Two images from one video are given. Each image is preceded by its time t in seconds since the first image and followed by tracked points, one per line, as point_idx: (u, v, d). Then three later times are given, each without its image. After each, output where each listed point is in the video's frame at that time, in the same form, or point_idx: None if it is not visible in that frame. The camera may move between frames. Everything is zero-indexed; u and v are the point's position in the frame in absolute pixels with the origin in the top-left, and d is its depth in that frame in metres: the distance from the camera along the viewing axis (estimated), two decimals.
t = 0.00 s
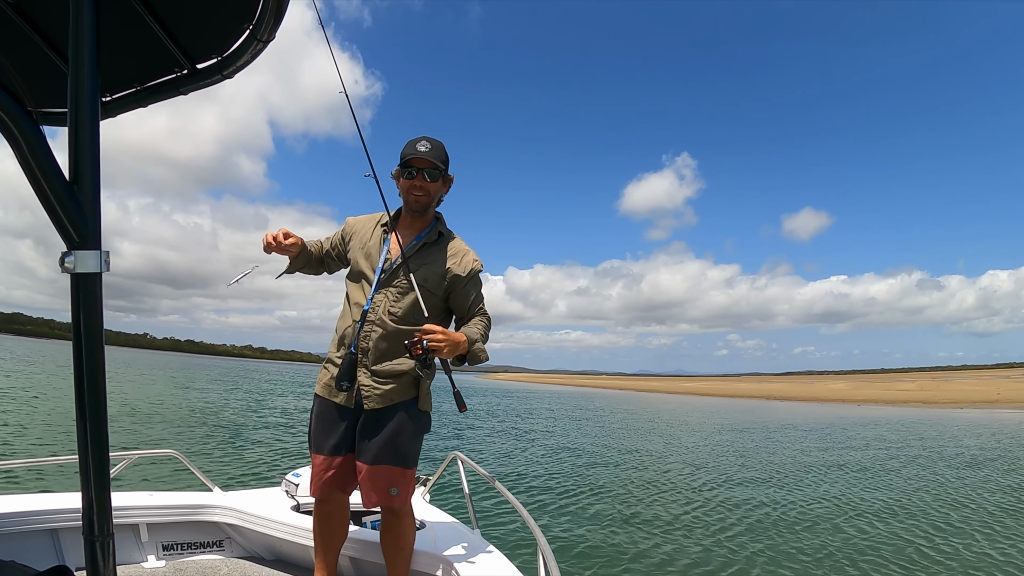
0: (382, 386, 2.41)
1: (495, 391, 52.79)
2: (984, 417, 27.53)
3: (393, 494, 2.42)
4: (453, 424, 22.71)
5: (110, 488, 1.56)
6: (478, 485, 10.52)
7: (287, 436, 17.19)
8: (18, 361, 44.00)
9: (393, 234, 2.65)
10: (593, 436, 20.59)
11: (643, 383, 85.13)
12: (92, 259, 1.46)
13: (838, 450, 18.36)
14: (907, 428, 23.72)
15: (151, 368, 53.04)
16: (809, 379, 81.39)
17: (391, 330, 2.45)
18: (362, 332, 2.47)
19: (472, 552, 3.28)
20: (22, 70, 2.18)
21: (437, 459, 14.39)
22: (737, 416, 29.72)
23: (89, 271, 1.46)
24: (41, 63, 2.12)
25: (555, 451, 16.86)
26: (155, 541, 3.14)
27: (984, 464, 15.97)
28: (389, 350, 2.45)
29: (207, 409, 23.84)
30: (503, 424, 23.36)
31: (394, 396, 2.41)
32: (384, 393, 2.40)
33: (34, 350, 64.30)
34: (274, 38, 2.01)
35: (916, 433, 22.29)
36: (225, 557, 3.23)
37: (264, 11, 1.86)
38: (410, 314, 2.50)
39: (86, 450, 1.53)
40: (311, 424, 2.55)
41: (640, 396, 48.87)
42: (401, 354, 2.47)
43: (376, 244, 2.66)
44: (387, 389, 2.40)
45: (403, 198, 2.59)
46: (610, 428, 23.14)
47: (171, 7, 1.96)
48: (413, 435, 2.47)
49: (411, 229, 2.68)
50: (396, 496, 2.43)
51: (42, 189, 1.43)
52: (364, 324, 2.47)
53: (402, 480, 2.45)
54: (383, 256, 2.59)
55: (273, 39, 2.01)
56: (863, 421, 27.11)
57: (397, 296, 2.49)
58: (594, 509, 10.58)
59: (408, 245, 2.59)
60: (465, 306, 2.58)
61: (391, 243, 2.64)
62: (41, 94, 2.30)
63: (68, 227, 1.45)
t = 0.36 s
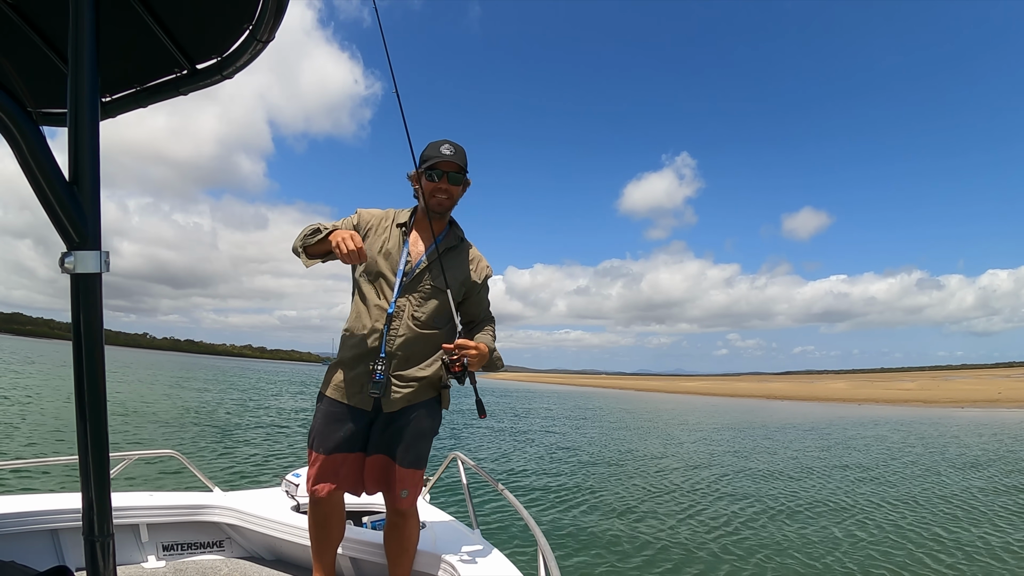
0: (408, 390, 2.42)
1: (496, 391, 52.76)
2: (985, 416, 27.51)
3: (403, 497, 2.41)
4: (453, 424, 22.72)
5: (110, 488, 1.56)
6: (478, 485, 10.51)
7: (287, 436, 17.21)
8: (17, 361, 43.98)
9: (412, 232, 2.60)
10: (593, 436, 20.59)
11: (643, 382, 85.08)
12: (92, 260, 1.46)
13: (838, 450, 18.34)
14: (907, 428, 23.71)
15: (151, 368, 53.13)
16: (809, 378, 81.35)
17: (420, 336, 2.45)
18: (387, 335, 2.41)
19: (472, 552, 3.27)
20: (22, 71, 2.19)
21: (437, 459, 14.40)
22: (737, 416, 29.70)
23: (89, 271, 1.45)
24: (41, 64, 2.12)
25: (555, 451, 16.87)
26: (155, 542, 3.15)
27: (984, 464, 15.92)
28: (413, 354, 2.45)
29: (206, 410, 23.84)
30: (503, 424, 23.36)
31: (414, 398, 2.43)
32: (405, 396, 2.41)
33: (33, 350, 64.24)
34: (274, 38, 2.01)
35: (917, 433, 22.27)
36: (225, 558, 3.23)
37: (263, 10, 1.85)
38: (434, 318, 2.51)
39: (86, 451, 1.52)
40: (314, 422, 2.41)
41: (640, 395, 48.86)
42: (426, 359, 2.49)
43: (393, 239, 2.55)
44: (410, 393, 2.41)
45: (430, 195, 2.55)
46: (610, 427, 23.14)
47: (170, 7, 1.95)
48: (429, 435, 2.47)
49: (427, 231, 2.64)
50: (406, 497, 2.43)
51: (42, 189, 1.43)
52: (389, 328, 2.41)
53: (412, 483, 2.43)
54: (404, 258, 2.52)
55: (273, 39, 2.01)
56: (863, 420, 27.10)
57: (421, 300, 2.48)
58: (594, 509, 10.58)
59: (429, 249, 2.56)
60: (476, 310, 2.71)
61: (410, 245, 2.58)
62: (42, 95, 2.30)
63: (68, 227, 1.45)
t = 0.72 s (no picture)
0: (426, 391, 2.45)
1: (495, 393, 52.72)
2: (984, 412, 27.53)
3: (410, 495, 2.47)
4: (453, 425, 22.74)
5: (110, 487, 1.56)
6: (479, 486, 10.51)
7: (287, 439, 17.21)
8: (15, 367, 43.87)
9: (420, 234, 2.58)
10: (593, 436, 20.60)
11: (643, 382, 85.01)
12: (92, 260, 1.47)
13: (838, 447, 18.34)
14: (906, 425, 23.72)
15: (149, 373, 53.02)
16: (809, 376, 81.39)
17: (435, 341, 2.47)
18: (407, 341, 2.36)
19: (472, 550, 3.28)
20: (22, 71, 2.20)
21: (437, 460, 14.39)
22: (737, 415, 29.72)
23: (89, 272, 1.46)
24: (41, 65, 2.14)
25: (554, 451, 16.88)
26: (155, 542, 3.15)
27: (984, 460, 15.86)
28: (425, 356, 2.46)
29: (206, 414, 23.81)
30: (503, 425, 23.35)
31: (428, 399, 2.47)
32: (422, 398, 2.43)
33: (30, 355, 64.05)
34: (273, 39, 2.03)
35: (916, 430, 22.28)
36: (226, 558, 3.24)
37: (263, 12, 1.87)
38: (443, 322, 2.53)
39: (86, 450, 1.53)
40: (329, 432, 2.18)
41: (640, 395, 48.88)
42: (437, 363, 2.52)
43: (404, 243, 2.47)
44: (426, 394, 2.44)
45: (449, 201, 2.48)
46: (609, 427, 23.14)
47: (169, 7, 1.96)
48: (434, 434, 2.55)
49: (432, 232, 2.59)
50: (411, 495, 2.49)
51: (43, 189, 1.44)
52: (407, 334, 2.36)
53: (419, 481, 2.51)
54: (415, 262, 2.47)
55: (272, 39, 2.03)
56: (863, 417, 27.11)
57: (432, 305, 2.48)
58: (594, 509, 10.60)
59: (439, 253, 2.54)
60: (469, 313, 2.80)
61: (417, 246, 2.54)
62: (41, 96, 2.31)
63: (67, 226, 1.46)
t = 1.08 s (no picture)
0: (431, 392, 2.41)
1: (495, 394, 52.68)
2: (983, 411, 27.51)
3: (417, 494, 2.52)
4: (453, 426, 22.74)
5: (110, 487, 1.57)
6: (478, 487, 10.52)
7: (286, 441, 17.19)
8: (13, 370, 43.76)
9: (411, 226, 2.43)
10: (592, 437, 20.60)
11: (643, 382, 84.99)
12: (92, 260, 1.48)
13: (837, 446, 18.33)
14: (906, 423, 23.73)
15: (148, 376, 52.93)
16: (808, 375, 81.35)
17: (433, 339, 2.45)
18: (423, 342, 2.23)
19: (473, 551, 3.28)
20: (22, 70, 2.21)
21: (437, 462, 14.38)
22: (736, 414, 29.73)
23: (89, 271, 1.47)
24: (40, 64, 2.15)
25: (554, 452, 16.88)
26: (155, 542, 3.16)
27: (987, 459, 15.76)
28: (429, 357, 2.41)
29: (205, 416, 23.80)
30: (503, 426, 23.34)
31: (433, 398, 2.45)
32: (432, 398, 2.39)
33: (28, 358, 63.89)
34: (273, 38, 2.04)
35: (915, 428, 22.28)
36: (226, 558, 3.24)
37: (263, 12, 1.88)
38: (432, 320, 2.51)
39: (86, 450, 1.54)
40: (356, 451, 1.99)
41: (639, 395, 48.83)
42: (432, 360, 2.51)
43: (403, 240, 2.33)
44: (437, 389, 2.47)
45: (444, 200, 2.46)
46: (609, 428, 23.13)
47: (169, 7, 1.97)
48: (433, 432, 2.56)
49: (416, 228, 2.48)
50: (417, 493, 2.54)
51: (43, 190, 1.45)
52: (421, 334, 2.24)
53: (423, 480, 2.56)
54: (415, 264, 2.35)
55: (272, 39, 2.04)
56: (862, 416, 27.10)
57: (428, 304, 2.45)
58: (593, 509, 10.60)
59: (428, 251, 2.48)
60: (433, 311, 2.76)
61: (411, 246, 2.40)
62: (42, 95, 2.32)
63: (67, 226, 1.46)
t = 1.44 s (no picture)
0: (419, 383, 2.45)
1: (494, 394, 52.71)
2: (983, 413, 27.48)
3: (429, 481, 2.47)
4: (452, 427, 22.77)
5: (109, 487, 1.57)
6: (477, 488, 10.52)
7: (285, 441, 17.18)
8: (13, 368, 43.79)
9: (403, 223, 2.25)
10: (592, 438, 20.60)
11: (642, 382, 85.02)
12: (92, 259, 1.48)
13: (837, 449, 18.33)
14: (905, 425, 23.72)
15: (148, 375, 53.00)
16: (808, 377, 81.32)
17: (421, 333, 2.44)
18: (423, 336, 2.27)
19: (472, 551, 3.27)
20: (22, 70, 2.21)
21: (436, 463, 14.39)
22: (735, 415, 29.74)
23: (89, 270, 1.47)
24: (40, 63, 2.14)
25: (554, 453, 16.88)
26: (155, 541, 3.16)
27: (987, 462, 15.72)
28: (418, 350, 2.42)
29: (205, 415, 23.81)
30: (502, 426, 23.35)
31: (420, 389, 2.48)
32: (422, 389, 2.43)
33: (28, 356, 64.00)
34: (273, 38, 2.04)
35: (915, 430, 22.28)
36: (225, 558, 3.24)
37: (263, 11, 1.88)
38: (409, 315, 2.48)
39: (86, 449, 1.54)
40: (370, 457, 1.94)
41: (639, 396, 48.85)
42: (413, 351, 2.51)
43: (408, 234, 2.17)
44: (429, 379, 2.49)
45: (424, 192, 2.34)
46: (609, 429, 23.16)
47: (170, 7, 1.98)
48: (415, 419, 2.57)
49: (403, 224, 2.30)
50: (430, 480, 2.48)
51: (43, 189, 1.45)
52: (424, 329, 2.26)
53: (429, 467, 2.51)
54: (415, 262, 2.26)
55: (273, 38, 2.04)
56: (862, 418, 27.08)
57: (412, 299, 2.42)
58: (591, 511, 10.61)
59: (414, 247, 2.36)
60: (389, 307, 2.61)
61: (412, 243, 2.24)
62: (42, 94, 2.32)
63: (68, 225, 1.47)
